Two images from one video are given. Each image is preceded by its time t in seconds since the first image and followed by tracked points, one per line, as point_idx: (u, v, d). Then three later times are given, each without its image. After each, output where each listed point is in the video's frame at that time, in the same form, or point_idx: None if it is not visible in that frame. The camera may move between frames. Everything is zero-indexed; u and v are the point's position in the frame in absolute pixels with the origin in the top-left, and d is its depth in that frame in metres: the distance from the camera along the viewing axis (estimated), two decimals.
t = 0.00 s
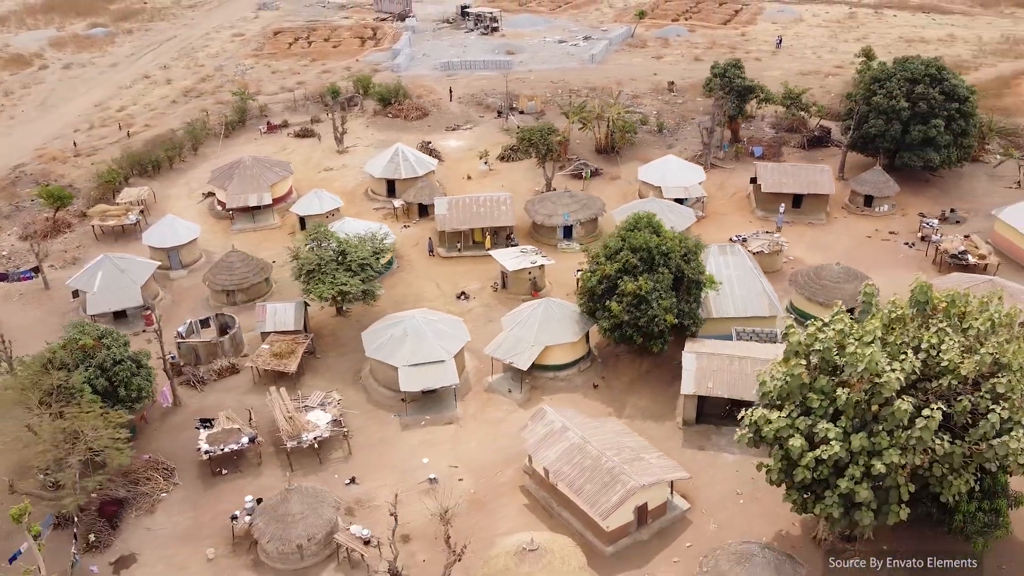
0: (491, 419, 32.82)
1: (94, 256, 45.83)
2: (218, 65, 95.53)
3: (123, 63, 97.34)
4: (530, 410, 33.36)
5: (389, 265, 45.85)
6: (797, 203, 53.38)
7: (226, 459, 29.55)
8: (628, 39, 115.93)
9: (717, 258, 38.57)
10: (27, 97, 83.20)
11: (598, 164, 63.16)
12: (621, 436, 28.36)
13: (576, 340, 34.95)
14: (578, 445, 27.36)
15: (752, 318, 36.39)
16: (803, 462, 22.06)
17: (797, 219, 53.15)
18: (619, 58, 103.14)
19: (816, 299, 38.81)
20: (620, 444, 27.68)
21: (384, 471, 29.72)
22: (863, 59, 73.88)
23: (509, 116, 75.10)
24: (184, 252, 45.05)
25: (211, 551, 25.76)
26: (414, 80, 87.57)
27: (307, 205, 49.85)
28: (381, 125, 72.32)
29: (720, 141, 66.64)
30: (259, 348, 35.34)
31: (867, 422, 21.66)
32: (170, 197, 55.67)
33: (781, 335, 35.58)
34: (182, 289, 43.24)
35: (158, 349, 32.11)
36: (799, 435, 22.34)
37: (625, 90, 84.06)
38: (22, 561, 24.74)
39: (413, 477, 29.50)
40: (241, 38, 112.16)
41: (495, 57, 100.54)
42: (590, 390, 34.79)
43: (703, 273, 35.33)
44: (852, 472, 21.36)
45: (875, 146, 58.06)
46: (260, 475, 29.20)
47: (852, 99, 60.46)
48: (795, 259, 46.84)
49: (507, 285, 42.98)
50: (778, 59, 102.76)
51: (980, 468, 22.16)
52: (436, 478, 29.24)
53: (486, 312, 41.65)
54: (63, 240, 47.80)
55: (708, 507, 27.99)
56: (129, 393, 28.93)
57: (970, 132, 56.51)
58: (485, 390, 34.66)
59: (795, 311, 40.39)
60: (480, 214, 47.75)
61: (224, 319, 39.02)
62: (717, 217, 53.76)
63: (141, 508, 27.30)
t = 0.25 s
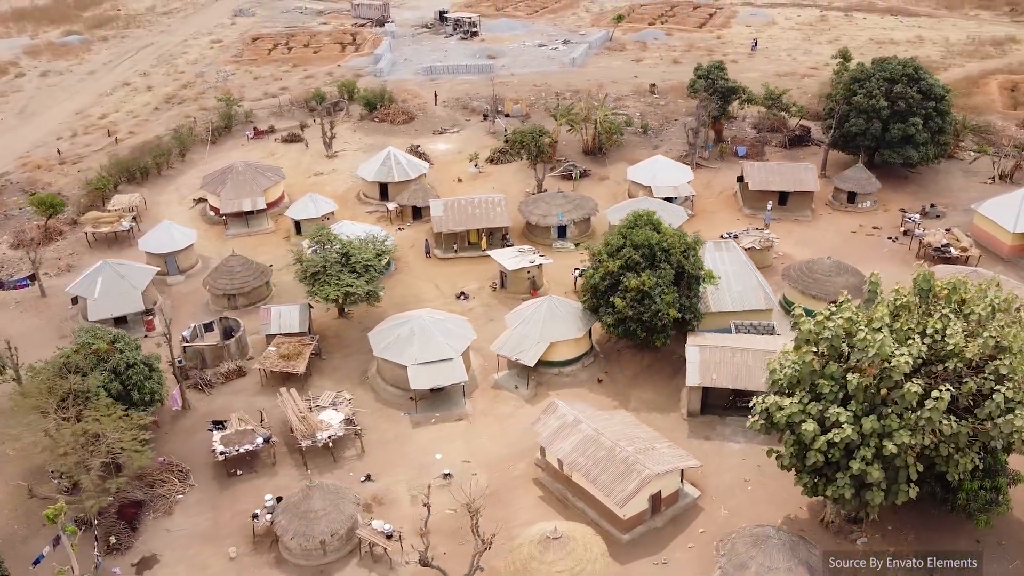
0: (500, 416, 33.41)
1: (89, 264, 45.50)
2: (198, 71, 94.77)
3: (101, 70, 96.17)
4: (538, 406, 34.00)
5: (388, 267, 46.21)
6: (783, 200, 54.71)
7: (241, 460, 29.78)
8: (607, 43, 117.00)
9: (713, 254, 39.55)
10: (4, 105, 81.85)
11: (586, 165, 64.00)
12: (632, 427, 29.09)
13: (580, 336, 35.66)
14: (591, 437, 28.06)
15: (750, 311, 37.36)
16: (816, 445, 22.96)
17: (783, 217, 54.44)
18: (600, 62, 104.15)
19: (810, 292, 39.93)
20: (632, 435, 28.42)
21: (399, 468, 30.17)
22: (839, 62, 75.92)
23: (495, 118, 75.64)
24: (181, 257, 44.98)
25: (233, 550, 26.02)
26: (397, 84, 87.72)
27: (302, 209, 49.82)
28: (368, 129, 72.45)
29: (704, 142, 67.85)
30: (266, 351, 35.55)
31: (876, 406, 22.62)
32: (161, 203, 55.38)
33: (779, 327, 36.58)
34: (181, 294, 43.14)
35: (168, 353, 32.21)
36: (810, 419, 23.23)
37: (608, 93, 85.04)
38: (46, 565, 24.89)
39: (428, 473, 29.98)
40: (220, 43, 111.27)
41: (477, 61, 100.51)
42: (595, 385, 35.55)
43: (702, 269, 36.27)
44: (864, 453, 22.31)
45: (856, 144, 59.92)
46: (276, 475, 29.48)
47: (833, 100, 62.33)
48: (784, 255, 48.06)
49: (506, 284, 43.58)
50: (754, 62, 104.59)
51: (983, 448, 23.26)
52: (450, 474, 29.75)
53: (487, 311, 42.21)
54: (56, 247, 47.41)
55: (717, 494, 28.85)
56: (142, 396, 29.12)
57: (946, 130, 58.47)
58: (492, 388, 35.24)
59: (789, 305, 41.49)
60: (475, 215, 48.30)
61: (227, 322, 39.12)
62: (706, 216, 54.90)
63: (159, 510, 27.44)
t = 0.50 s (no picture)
0: (509, 412, 33.98)
1: (84, 271, 45.23)
2: (179, 77, 94.01)
3: (79, 78, 95.03)
4: (544, 402, 34.64)
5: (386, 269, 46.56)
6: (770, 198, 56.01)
7: (256, 460, 30.03)
8: (586, 47, 118.05)
9: (710, 251, 40.52)
10: None
11: (575, 167, 64.81)
12: (642, 419, 29.84)
13: (584, 333, 36.34)
14: (604, 429, 28.77)
15: (747, 306, 38.36)
16: (827, 430, 23.88)
17: (770, 215, 55.69)
18: (581, 65, 105.12)
19: (803, 286, 41.06)
20: (642, 426, 29.17)
21: (413, 465, 30.60)
22: (817, 64, 77.81)
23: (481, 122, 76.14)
24: (179, 263, 44.92)
25: (254, 548, 26.28)
26: (382, 89, 87.85)
27: (298, 213, 49.80)
28: (356, 134, 72.56)
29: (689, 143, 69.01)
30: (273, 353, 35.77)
31: (883, 390, 23.63)
32: (152, 210, 55.09)
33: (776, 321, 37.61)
34: (180, 300, 43.10)
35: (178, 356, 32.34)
36: (820, 405, 24.18)
37: (591, 96, 85.99)
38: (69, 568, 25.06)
39: (442, 468, 30.46)
40: (199, 50, 110.43)
41: (459, 66, 100.48)
42: (599, 380, 36.29)
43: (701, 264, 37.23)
44: (873, 436, 23.27)
45: (838, 142, 61.62)
46: (291, 474, 29.76)
47: (814, 100, 64.02)
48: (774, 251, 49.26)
49: (505, 284, 44.18)
50: (732, 64, 106.34)
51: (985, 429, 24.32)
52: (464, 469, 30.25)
53: (487, 311, 42.77)
54: (49, 255, 47.01)
55: (725, 482, 29.73)
56: (156, 400, 29.16)
57: (924, 128, 60.36)
58: (498, 385, 35.80)
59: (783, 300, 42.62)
60: (472, 216, 48.84)
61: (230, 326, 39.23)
62: (695, 215, 55.98)
63: (178, 511, 27.60)
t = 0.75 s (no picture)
0: (517, 408, 34.63)
1: (80, 279, 44.95)
2: (160, 84, 93.23)
3: (57, 86, 93.79)
4: (551, 398, 35.30)
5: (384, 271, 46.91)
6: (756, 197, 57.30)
7: (270, 461, 30.32)
8: (566, 51, 119.05)
9: (705, 247, 41.48)
10: None
11: (564, 169, 65.59)
12: (651, 412, 30.62)
13: (587, 329, 37.04)
14: (616, 421, 29.52)
15: (744, 301, 39.38)
16: (835, 416, 24.88)
17: (757, 213, 56.99)
18: (562, 69, 106.03)
19: (796, 281, 42.23)
20: (652, 419, 29.95)
21: (427, 461, 31.09)
22: (796, 66, 79.62)
23: (468, 125, 76.65)
24: (177, 269, 44.85)
25: (276, 547, 26.56)
26: (366, 94, 87.96)
27: (293, 218, 49.82)
28: (344, 139, 72.68)
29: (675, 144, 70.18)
30: (279, 356, 35.98)
31: (889, 376, 24.69)
32: (144, 217, 54.78)
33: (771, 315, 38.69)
34: (180, 306, 43.05)
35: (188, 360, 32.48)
36: (828, 392, 25.18)
37: (575, 99, 86.93)
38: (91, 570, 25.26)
39: (455, 464, 30.95)
40: (178, 57, 109.48)
41: (442, 71, 100.40)
42: (602, 376, 37.05)
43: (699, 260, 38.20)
44: (880, 421, 24.31)
45: (820, 142, 63.31)
46: (307, 474, 30.08)
47: (796, 101, 65.67)
48: (764, 248, 50.48)
49: (504, 285, 44.78)
50: (710, 67, 108.04)
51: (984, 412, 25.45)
52: (477, 465, 30.78)
53: (488, 311, 43.35)
54: (43, 264, 46.63)
55: (731, 470, 30.61)
56: (170, 403, 29.26)
57: (902, 128, 62.23)
58: (504, 382, 36.42)
59: (776, 295, 43.79)
60: (467, 218, 49.37)
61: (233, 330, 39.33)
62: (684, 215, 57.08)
63: (196, 513, 27.76)
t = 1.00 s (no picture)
0: (525, 405, 35.25)
1: (78, 287, 44.72)
2: (143, 92, 92.51)
3: (36, 96, 92.61)
4: (558, 395, 35.95)
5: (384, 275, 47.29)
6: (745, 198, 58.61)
7: (286, 462, 30.57)
8: (548, 57, 120.02)
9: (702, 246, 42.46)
10: None
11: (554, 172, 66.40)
12: (659, 405, 31.41)
13: (591, 328, 37.85)
14: (627, 415, 30.27)
15: (741, 298, 40.39)
16: (844, 403, 25.91)
17: (746, 214, 58.26)
18: (545, 74, 106.92)
19: (790, 278, 43.38)
20: (661, 412, 30.74)
21: (441, 459, 31.56)
22: (776, 70, 81.34)
23: (457, 130, 77.18)
24: (177, 276, 44.84)
25: (299, 545, 26.90)
26: (352, 100, 88.04)
27: (291, 224, 49.92)
28: (333, 145, 72.82)
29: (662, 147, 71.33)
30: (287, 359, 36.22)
31: (894, 364, 25.80)
32: (137, 225, 54.54)
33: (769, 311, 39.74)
34: (181, 312, 43.03)
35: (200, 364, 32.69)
36: (837, 381, 26.21)
37: (560, 104, 87.82)
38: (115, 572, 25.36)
39: (469, 461, 31.47)
40: (158, 64, 108.60)
41: (426, 78, 100.28)
42: (606, 373, 37.77)
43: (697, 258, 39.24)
44: (887, 407, 25.38)
45: (804, 143, 64.92)
46: (323, 474, 30.39)
47: (779, 104, 67.23)
48: (755, 246, 51.66)
49: (504, 287, 45.38)
50: (690, 72, 109.63)
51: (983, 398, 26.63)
52: (491, 461, 31.31)
53: (489, 312, 43.92)
54: (39, 273, 46.31)
55: (739, 461, 31.49)
56: (186, 406, 29.57)
57: (883, 128, 64.03)
58: (512, 381, 37.00)
59: (770, 292, 44.93)
60: (465, 222, 49.91)
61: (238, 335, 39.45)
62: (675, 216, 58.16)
63: (216, 515, 27.99)
